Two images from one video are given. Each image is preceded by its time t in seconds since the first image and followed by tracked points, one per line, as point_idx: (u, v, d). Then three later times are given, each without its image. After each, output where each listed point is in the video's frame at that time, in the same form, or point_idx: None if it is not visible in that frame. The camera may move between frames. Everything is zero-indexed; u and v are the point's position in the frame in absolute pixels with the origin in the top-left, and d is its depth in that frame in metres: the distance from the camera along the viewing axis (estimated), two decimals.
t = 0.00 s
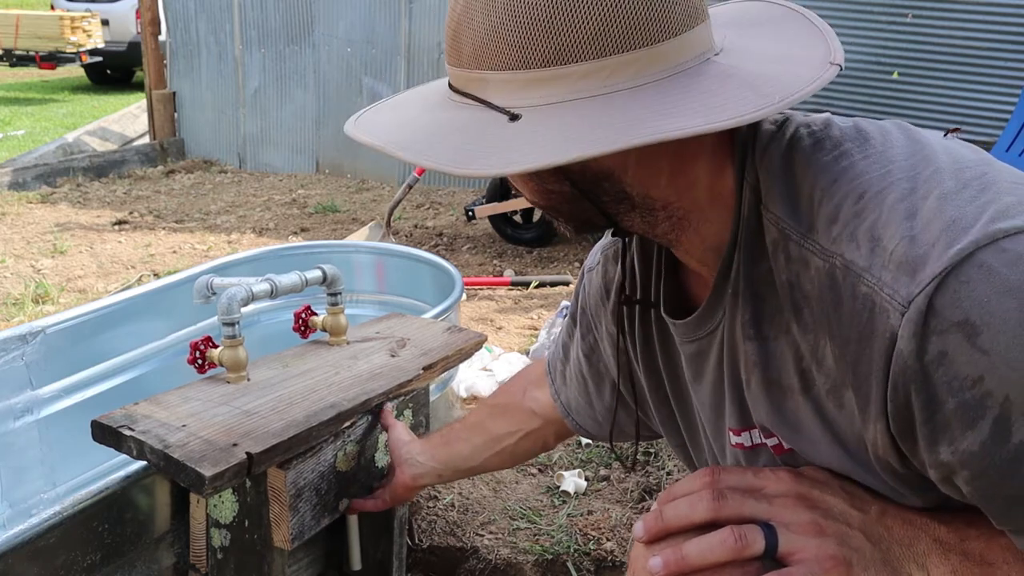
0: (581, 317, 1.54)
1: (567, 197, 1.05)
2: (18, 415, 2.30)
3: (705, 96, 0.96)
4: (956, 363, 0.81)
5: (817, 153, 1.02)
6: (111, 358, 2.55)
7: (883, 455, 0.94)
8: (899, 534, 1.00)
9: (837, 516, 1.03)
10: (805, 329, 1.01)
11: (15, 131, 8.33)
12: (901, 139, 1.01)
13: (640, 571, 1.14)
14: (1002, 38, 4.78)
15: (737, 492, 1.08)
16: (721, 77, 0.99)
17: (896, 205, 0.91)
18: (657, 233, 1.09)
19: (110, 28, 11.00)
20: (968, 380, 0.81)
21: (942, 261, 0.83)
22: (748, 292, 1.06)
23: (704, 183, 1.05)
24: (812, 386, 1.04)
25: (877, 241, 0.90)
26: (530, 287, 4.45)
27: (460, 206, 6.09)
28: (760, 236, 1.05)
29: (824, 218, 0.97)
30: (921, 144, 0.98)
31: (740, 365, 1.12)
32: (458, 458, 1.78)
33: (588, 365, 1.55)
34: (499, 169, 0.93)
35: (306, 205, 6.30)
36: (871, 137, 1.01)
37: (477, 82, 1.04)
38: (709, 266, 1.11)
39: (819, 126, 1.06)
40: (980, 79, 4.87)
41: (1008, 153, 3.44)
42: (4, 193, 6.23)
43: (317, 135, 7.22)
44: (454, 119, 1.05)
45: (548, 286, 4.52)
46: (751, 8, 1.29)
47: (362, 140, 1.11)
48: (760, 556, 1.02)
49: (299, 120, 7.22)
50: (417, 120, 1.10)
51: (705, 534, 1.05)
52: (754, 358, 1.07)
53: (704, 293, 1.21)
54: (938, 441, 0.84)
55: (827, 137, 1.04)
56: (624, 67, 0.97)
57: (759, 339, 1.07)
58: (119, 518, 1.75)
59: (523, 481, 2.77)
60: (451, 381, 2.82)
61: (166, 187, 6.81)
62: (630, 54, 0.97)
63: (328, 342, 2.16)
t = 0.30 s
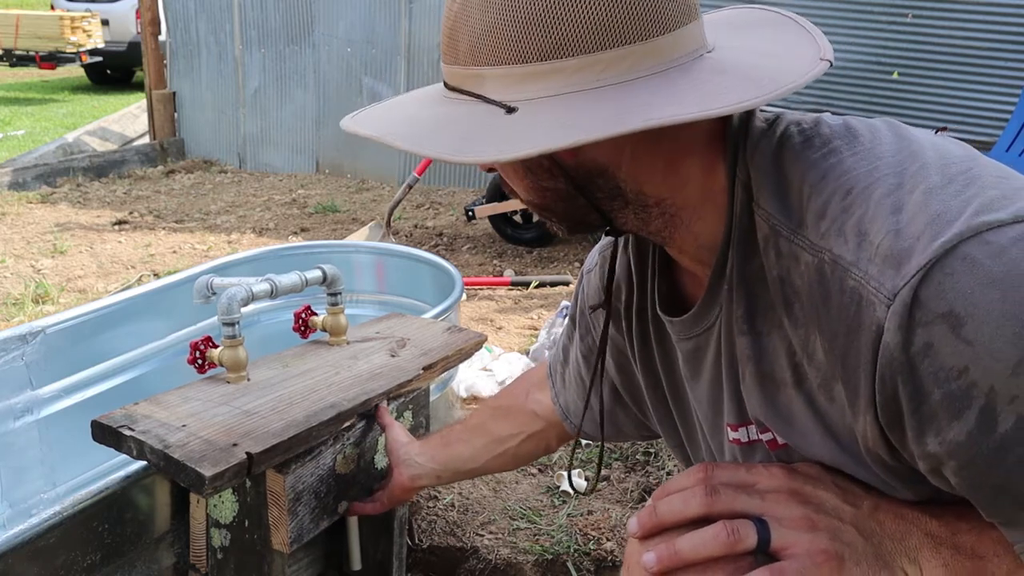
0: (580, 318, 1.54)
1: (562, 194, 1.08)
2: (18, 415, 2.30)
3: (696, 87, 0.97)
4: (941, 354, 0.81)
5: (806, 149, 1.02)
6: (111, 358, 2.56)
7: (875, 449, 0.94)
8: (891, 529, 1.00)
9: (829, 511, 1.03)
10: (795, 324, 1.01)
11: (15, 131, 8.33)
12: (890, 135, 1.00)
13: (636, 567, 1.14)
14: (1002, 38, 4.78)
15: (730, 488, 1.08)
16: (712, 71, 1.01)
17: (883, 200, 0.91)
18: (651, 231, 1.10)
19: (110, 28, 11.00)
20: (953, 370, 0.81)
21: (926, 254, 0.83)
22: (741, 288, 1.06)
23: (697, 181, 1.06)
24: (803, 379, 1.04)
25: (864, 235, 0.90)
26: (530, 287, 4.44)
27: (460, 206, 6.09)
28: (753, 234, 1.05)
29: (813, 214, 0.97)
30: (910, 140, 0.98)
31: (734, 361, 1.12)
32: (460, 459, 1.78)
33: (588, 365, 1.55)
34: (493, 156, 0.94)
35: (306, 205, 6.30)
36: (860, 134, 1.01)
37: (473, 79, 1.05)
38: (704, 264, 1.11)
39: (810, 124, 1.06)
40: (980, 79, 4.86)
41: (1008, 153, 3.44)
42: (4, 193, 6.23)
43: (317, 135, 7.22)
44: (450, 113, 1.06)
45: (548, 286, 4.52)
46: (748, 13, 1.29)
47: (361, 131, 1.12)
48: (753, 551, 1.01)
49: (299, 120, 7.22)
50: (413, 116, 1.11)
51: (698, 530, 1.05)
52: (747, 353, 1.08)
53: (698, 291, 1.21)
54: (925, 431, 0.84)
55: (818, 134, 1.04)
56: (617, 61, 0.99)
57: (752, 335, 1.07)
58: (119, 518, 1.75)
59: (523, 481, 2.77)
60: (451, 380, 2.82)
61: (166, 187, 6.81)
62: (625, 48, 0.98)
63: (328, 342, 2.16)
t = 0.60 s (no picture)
0: (580, 319, 1.54)
1: (559, 191, 1.09)
2: (18, 416, 2.30)
3: (695, 78, 0.98)
4: (934, 347, 0.81)
5: (801, 145, 1.02)
6: (111, 358, 2.56)
7: (873, 444, 0.94)
8: (889, 527, 1.00)
9: (828, 509, 1.02)
10: (792, 319, 1.01)
11: (15, 131, 8.34)
12: (885, 131, 1.00)
13: (634, 567, 1.14)
14: (1002, 39, 4.78)
15: (729, 486, 1.08)
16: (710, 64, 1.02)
17: (877, 195, 0.91)
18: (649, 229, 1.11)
19: (110, 28, 11.00)
20: (947, 363, 0.81)
21: (919, 249, 0.83)
22: (739, 285, 1.06)
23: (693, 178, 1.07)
24: (800, 373, 1.03)
25: (858, 230, 0.91)
26: (530, 287, 4.44)
27: (460, 206, 6.09)
28: (749, 231, 1.05)
29: (808, 209, 0.97)
30: (904, 136, 0.98)
31: (734, 358, 1.12)
32: (459, 459, 1.78)
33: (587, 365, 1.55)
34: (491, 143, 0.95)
35: (306, 205, 6.30)
36: (855, 130, 1.01)
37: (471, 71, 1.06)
38: (702, 262, 1.12)
39: (805, 122, 1.06)
40: (981, 79, 4.86)
41: (1008, 153, 3.44)
42: (4, 193, 6.23)
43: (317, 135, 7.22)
44: (448, 106, 1.06)
45: (548, 286, 4.51)
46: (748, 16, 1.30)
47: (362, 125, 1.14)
48: (752, 548, 1.01)
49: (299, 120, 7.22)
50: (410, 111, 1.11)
51: (697, 528, 1.05)
52: (746, 349, 1.07)
53: (697, 290, 1.21)
54: (919, 425, 0.84)
55: (813, 131, 1.04)
56: (618, 54, 1.00)
57: (750, 331, 1.07)
58: (119, 517, 1.75)
59: (523, 481, 2.77)
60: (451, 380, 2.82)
61: (166, 187, 6.81)
62: (626, 41, 0.99)
63: (328, 342, 2.16)
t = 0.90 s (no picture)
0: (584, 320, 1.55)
1: (563, 182, 1.11)
2: (18, 415, 2.30)
3: (688, 63, 1.01)
4: (930, 342, 0.81)
5: (804, 140, 1.02)
6: (111, 358, 2.56)
7: (872, 443, 0.94)
8: (891, 536, 0.99)
9: (829, 518, 1.02)
10: (790, 314, 1.01)
11: (15, 131, 8.34)
12: (888, 130, 1.01)
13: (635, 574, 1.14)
14: (1002, 39, 4.77)
15: (730, 495, 1.07)
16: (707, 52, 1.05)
17: (875, 189, 0.91)
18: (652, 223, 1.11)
19: (111, 28, 10.99)
20: (942, 358, 0.80)
21: (914, 242, 0.84)
22: (741, 280, 1.06)
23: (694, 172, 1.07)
24: (799, 366, 1.03)
25: (855, 224, 0.91)
26: (530, 287, 4.44)
27: (460, 206, 6.09)
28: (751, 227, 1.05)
29: (805, 203, 0.97)
30: (905, 135, 0.99)
31: (737, 355, 1.12)
32: (459, 457, 1.77)
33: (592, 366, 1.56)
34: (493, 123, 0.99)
35: (306, 205, 6.30)
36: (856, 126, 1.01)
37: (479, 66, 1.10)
38: (705, 259, 1.12)
39: (809, 118, 1.07)
40: (981, 79, 4.86)
41: (1008, 152, 3.44)
42: (4, 193, 6.24)
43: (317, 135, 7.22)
44: (453, 98, 1.10)
45: (548, 286, 4.51)
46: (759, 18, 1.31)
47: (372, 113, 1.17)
48: (752, 558, 1.01)
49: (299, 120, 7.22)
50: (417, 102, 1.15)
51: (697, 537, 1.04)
52: (747, 344, 1.08)
53: (700, 288, 1.21)
54: (916, 419, 0.84)
55: (816, 128, 1.04)
56: (618, 44, 1.03)
57: (751, 325, 1.07)
58: (119, 517, 1.75)
59: (523, 480, 2.77)
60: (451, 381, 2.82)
61: (166, 187, 6.81)
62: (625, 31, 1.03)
63: (328, 342, 2.16)
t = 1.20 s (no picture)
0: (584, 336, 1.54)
1: (566, 197, 1.07)
2: (18, 415, 2.29)
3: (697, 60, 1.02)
4: (926, 377, 0.81)
5: (798, 155, 1.01)
6: (111, 358, 2.56)
7: (863, 466, 0.94)
8: (886, 550, 0.98)
9: (824, 533, 1.02)
10: (785, 332, 1.00)
11: (15, 131, 8.33)
12: (884, 145, 1.00)
13: None
14: (1002, 39, 4.75)
15: (722, 508, 1.07)
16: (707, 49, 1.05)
17: (870, 215, 0.91)
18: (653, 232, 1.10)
19: (110, 28, 10.98)
20: (938, 393, 0.81)
21: (909, 275, 0.84)
22: (738, 294, 1.06)
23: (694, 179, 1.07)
24: (795, 387, 1.03)
25: (849, 250, 0.91)
26: (530, 287, 4.44)
27: (460, 206, 6.08)
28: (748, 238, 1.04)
29: (799, 222, 0.97)
30: (901, 151, 0.98)
31: (733, 372, 1.12)
32: (517, 485, 1.64)
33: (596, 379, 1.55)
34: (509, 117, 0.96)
35: (306, 205, 6.29)
36: (852, 142, 1.01)
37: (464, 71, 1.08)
38: (703, 269, 1.12)
39: (804, 129, 1.06)
40: (981, 79, 4.84)
41: (1008, 153, 3.44)
42: (4, 193, 6.24)
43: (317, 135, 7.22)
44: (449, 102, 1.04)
45: (548, 286, 4.51)
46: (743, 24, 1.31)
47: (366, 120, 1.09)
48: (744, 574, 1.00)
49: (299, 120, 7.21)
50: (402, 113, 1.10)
51: (689, 551, 1.04)
52: (742, 359, 1.07)
53: (695, 299, 1.21)
54: (910, 454, 0.84)
55: (810, 141, 1.03)
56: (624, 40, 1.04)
57: (746, 339, 1.07)
58: (119, 518, 1.75)
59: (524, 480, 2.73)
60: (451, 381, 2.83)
61: (166, 187, 6.81)
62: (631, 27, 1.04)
63: (328, 342, 2.16)
